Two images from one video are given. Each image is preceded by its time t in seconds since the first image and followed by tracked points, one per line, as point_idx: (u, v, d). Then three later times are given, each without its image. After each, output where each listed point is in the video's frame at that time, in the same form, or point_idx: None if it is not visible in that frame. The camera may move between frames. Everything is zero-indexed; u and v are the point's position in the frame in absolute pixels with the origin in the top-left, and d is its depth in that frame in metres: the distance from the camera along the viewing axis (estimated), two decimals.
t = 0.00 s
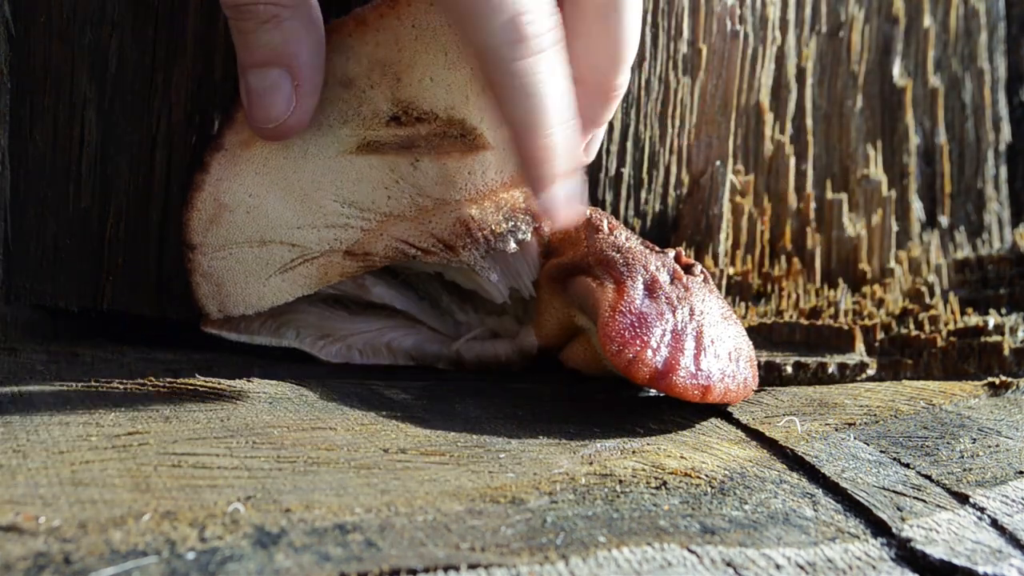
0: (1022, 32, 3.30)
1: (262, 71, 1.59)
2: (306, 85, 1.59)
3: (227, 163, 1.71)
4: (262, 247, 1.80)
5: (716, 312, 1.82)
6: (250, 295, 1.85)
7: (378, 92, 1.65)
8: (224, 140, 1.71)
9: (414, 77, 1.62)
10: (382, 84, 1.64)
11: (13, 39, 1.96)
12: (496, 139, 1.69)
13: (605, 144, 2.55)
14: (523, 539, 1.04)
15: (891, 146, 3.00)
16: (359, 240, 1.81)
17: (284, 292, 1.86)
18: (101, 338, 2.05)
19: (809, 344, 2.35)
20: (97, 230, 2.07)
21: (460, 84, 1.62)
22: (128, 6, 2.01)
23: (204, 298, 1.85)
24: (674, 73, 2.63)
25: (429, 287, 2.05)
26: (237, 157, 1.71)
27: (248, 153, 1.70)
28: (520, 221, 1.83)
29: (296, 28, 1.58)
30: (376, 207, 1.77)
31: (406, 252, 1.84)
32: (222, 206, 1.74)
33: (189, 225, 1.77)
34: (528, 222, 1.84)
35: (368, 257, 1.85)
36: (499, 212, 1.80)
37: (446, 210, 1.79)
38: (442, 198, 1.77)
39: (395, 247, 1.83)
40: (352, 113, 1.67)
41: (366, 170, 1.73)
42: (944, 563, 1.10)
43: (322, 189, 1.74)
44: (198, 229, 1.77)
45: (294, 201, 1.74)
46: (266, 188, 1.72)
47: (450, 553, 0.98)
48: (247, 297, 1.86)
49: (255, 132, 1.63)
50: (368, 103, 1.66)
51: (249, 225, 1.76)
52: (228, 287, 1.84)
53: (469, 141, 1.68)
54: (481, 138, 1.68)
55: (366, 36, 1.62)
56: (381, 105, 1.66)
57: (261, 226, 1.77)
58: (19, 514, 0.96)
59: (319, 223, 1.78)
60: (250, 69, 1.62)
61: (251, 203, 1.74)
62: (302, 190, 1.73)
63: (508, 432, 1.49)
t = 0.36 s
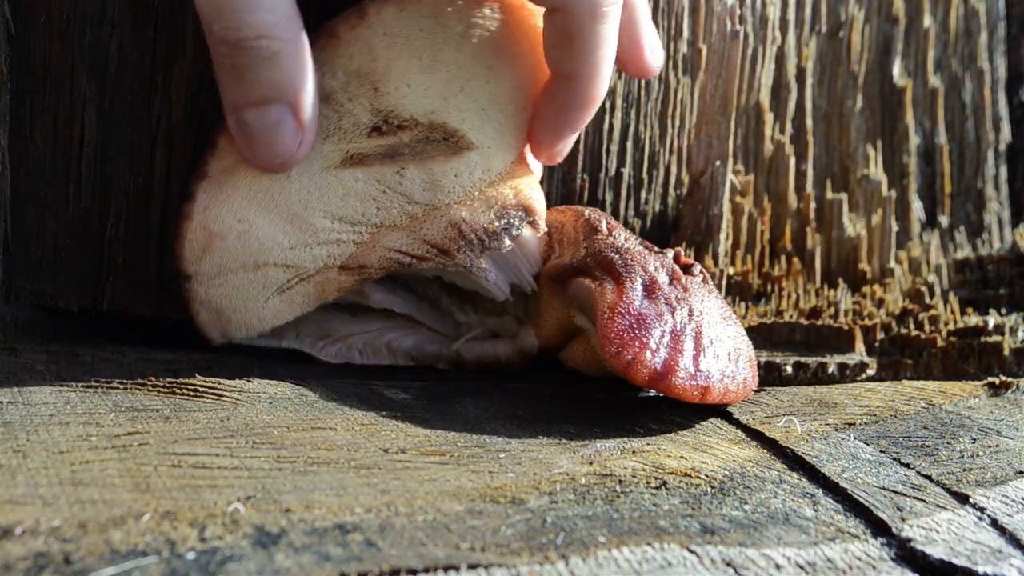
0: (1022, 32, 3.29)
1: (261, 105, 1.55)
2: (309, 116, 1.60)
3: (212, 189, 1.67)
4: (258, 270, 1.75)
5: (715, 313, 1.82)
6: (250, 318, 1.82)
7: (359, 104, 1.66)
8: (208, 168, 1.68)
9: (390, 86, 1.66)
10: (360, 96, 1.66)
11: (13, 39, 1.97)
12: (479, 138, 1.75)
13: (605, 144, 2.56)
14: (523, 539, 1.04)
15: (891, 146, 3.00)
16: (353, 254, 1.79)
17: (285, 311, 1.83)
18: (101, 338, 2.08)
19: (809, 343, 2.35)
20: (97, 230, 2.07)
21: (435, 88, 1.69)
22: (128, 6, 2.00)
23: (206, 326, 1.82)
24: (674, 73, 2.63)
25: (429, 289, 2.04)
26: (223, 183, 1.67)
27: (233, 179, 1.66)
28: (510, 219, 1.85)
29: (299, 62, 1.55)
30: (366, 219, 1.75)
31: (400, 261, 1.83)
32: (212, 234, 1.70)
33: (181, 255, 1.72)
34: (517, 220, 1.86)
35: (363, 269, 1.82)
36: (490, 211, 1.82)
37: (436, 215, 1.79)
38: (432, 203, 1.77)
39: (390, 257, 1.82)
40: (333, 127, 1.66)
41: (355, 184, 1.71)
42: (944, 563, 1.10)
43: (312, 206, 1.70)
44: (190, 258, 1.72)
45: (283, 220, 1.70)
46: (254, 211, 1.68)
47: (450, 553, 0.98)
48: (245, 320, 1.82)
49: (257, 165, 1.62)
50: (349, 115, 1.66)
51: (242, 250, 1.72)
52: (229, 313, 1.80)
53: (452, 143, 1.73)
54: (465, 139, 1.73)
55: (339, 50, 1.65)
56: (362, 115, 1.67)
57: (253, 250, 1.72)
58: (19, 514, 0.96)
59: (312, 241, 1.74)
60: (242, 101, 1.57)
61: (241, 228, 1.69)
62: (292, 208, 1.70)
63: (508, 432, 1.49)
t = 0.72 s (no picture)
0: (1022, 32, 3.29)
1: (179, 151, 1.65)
2: (218, 169, 1.63)
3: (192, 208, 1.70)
4: (255, 277, 1.74)
5: (714, 313, 1.82)
6: (258, 328, 1.81)
7: (322, 94, 1.68)
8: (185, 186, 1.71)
9: (348, 71, 1.67)
10: (322, 87, 1.68)
11: (13, 38, 1.96)
12: (448, 107, 1.70)
13: (605, 144, 2.56)
14: (523, 539, 1.04)
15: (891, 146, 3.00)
16: (344, 246, 1.76)
17: (290, 316, 1.81)
18: (101, 339, 2.07)
19: (809, 344, 2.35)
20: (97, 230, 2.07)
21: (393, 63, 1.68)
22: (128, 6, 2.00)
23: (215, 343, 1.81)
24: (674, 73, 2.63)
25: (429, 291, 2.06)
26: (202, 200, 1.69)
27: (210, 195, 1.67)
28: (495, 185, 1.76)
29: (217, 114, 1.61)
30: (351, 208, 1.72)
31: (393, 244, 1.78)
32: (202, 249, 1.71)
33: (177, 277, 1.73)
34: (503, 185, 1.76)
35: (359, 260, 1.79)
36: (473, 177, 1.74)
37: (418, 192, 1.73)
38: (412, 179, 1.72)
39: (382, 242, 1.78)
40: (301, 123, 1.68)
41: (331, 175, 1.70)
42: (944, 563, 1.10)
43: (294, 205, 1.70)
44: (186, 278, 1.72)
45: (268, 225, 1.70)
46: (241, 220, 1.69)
47: (450, 553, 0.98)
48: (251, 333, 1.81)
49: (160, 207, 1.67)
50: (314, 108, 1.68)
51: (235, 260, 1.72)
52: (235, 326, 1.79)
53: (422, 117, 1.70)
54: (433, 110, 1.69)
55: (292, 48, 1.69)
56: (326, 104, 1.68)
57: (246, 258, 1.72)
58: (19, 514, 0.96)
59: (302, 241, 1.73)
60: (163, 145, 1.67)
61: (230, 238, 1.70)
62: (275, 212, 1.70)
63: (508, 432, 1.49)
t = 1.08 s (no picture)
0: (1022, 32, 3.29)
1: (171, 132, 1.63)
2: (215, 140, 1.63)
3: (179, 222, 1.72)
4: (250, 280, 1.73)
5: (713, 313, 1.82)
6: (265, 331, 1.76)
7: (283, 86, 1.69)
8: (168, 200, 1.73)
9: (305, 58, 1.68)
10: (281, 78, 1.69)
11: (13, 38, 1.97)
12: (411, 75, 1.67)
13: (605, 144, 2.55)
14: (523, 539, 1.04)
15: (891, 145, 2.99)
16: (332, 233, 1.72)
17: (294, 314, 1.76)
18: (101, 339, 2.06)
19: (809, 344, 2.34)
20: (98, 230, 2.07)
21: (348, 42, 1.67)
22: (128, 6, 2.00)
23: (225, 354, 1.77)
24: (674, 73, 2.63)
25: (428, 290, 2.06)
26: (186, 211, 1.71)
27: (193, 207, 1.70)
28: (472, 146, 1.67)
29: (199, 85, 1.60)
30: (331, 195, 1.69)
31: (381, 224, 1.72)
32: (193, 261, 1.72)
33: (175, 293, 1.75)
34: (480, 145, 1.67)
35: (350, 246, 1.73)
36: (448, 142, 1.66)
37: (395, 167, 1.67)
38: (386, 155, 1.67)
39: (369, 224, 1.72)
40: (268, 119, 1.69)
41: (306, 165, 1.69)
42: (944, 563, 1.10)
43: (274, 201, 1.69)
44: (183, 292, 1.74)
45: (252, 225, 1.70)
46: (225, 225, 1.70)
47: (450, 553, 0.98)
48: (261, 339, 1.76)
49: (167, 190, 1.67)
50: (279, 102, 1.69)
51: (228, 266, 1.72)
52: (240, 332, 1.75)
53: (385, 91, 1.67)
54: (395, 81, 1.67)
55: (244, 44, 1.70)
56: (290, 96, 1.68)
57: (238, 261, 1.72)
58: (19, 514, 0.96)
59: (289, 235, 1.71)
60: (154, 130, 1.66)
61: (218, 245, 1.71)
62: (257, 210, 1.70)
63: (508, 432, 1.49)
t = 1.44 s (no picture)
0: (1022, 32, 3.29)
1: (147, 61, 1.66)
2: (187, 62, 1.64)
3: (171, 234, 1.71)
4: (245, 286, 1.72)
5: (713, 314, 1.82)
6: (266, 335, 1.76)
7: (260, 88, 1.69)
8: (156, 214, 1.72)
9: (277, 57, 1.68)
10: (257, 80, 1.69)
11: (13, 38, 1.97)
12: (385, 65, 1.66)
13: (605, 144, 2.55)
14: (523, 539, 1.04)
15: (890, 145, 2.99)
16: (321, 231, 1.71)
17: (293, 315, 1.75)
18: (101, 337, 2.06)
19: (809, 344, 2.34)
20: (98, 230, 2.07)
21: (318, 37, 1.67)
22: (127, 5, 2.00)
23: (230, 360, 1.77)
24: (674, 73, 2.62)
25: (427, 292, 2.07)
26: (176, 224, 1.70)
27: (181, 218, 1.70)
28: (453, 129, 1.67)
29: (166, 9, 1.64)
30: (316, 192, 1.69)
31: (370, 217, 1.71)
32: (186, 272, 1.72)
33: (173, 306, 1.74)
34: (461, 127, 1.67)
35: (342, 241, 1.73)
36: (428, 129, 1.67)
37: (379, 158, 1.68)
38: (368, 147, 1.67)
39: (358, 218, 1.71)
40: (247, 123, 1.69)
41: (290, 165, 1.68)
42: (944, 563, 1.10)
43: (261, 204, 1.69)
44: (180, 304, 1.74)
45: (242, 230, 1.70)
46: (215, 233, 1.70)
47: (450, 553, 0.98)
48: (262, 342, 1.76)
49: (148, 118, 1.68)
50: (256, 104, 1.69)
51: (221, 274, 1.71)
52: (242, 337, 1.75)
53: (361, 82, 1.67)
54: (369, 72, 1.66)
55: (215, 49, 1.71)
56: (267, 97, 1.69)
57: (231, 268, 1.71)
58: (18, 514, 0.96)
59: (279, 237, 1.70)
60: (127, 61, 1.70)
61: (210, 253, 1.70)
62: (245, 215, 1.69)
63: (508, 432, 1.49)
